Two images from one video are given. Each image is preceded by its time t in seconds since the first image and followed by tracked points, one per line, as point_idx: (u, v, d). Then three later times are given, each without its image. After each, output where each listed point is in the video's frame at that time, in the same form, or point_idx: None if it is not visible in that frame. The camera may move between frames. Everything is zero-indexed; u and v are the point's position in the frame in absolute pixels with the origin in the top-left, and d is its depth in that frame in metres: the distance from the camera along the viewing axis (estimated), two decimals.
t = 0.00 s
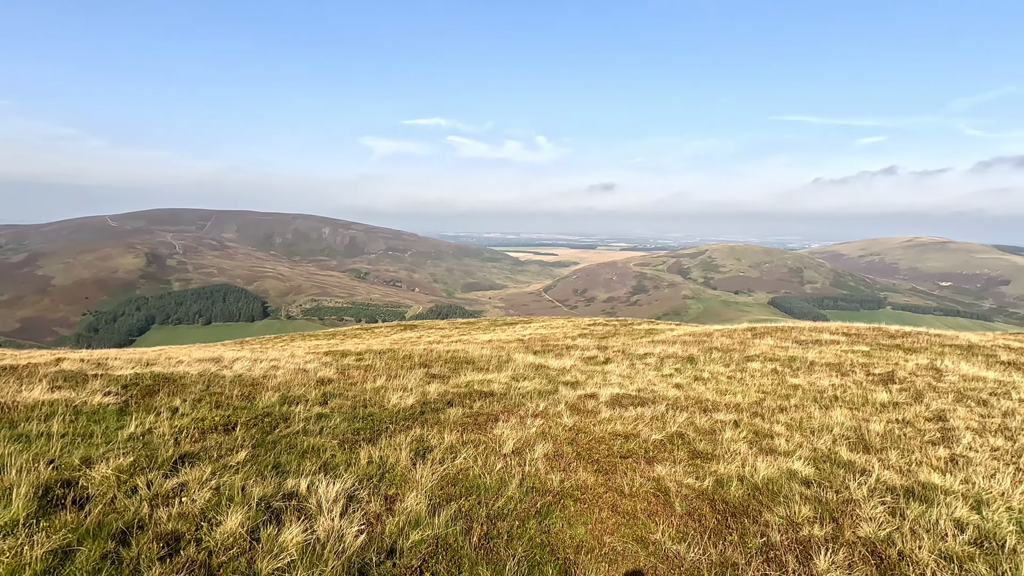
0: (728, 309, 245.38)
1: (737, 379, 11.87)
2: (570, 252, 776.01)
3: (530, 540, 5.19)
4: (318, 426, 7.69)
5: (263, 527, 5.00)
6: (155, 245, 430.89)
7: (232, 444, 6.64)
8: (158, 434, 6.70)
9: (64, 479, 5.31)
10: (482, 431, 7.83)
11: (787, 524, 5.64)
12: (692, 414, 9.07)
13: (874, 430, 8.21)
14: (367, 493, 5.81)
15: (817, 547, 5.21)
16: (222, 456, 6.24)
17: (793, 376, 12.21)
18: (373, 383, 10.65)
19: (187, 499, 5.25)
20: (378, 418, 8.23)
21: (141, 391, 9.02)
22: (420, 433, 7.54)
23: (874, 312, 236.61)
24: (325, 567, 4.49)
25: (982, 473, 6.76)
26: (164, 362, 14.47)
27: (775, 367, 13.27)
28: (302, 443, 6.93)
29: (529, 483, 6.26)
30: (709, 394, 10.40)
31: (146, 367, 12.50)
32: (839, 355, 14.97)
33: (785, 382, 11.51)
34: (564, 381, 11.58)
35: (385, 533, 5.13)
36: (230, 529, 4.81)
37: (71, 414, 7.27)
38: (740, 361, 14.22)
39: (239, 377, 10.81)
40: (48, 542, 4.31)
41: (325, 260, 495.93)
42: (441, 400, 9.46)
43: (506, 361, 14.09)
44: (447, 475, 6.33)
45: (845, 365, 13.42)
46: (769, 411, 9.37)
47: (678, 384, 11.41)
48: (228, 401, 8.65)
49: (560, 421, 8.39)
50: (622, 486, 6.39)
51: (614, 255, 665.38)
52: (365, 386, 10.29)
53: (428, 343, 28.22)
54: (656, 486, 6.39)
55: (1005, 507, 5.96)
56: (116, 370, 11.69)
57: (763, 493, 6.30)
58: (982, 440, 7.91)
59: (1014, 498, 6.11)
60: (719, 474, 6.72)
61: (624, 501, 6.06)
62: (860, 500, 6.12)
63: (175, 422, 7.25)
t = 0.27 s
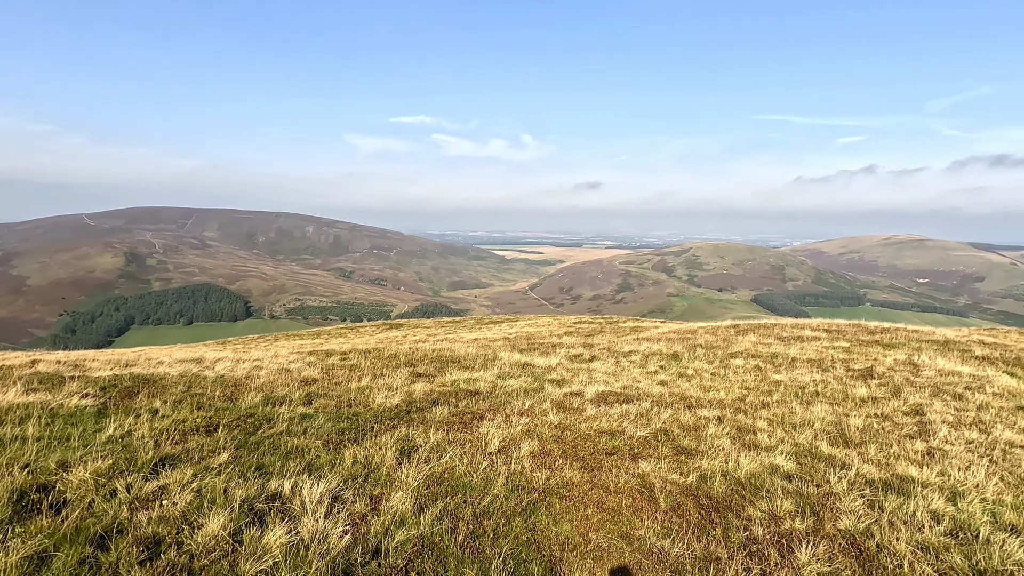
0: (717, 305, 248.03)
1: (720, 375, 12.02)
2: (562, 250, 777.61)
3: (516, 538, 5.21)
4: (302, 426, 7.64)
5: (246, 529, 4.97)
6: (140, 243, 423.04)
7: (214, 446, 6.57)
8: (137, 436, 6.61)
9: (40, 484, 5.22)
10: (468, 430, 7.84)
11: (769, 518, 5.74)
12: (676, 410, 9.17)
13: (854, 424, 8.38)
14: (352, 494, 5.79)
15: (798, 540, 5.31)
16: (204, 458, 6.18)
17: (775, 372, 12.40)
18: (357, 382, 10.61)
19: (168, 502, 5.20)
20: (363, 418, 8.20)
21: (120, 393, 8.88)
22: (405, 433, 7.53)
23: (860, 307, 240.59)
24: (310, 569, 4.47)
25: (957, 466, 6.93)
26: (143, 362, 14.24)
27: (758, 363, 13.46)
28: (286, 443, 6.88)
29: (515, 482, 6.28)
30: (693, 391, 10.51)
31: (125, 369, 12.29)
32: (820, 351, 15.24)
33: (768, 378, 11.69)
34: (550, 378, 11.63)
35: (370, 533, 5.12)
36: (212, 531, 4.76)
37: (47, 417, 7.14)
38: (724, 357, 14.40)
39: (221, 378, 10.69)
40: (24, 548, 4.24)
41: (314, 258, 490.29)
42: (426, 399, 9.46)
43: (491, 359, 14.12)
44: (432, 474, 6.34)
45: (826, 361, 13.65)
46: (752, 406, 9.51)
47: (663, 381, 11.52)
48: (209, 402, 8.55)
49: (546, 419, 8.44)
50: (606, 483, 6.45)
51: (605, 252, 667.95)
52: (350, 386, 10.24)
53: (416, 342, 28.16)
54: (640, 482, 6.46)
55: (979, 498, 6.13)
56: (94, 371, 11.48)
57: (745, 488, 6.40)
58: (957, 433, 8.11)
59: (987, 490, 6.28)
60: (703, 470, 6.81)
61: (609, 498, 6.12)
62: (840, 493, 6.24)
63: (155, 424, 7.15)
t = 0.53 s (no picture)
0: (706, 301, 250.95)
1: (701, 371, 12.19)
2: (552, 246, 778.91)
3: (499, 535, 5.25)
4: (283, 426, 7.59)
5: (226, 531, 4.93)
6: (121, 241, 413.62)
7: (193, 447, 6.50)
8: (112, 439, 6.50)
9: (11, 489, 5.11)
10: (452, 428, 7.86)
11: (749, 511, 5.84)
12: (658, 406, 9.29)
13: (831, 418, 8.56)
14: (334, 493, 5.78)
15: (776, 532, 5.42)
16: (183, 460, 6.11)
17: (755, 367, 12.61)
18: (340, 381, 10.56)
19: (145, 504, 5.13)
20: (346, 417, 8.17)
21: (95, 394, 8.72)
22: (388, 432, 7.52)
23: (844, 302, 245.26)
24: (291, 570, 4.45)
25: (930, 457, 7.13)
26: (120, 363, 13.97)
27: (739, 359, 13.67)
28: (266, 443, 6.84)
29: (498, 479, 6.32)
30: (675, 386, 10.65)
31: (100, 370, 12.04)
32: (799, 346, 15.52)
33: (748, 373, 11.89)
34: (534, 375, 11.69)
35: (353, 532, 5.11)
36: (191, 534, 4.71)
37: (18, 420, 6.99)
38: (705, 353, 14.61)
39: (200, 378, 10.55)
40: None
41: (302, 255, 484.78)
42: (410, 397, 9.46)
43: (476, 357, 14.14)
44: (415, 473, 6.35)
45: (804, 356, 13.92)
46: (732, 401, 9.67)
47: (645, 377, 11.65)
48: (188, 402, 8.45)
49: (530, 416, 8.49)
50: (589, 478, 6.52)
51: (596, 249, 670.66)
52: (332, 385, 10.18)
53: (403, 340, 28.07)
54: (623, 478, 6.54)
55: (951, 489, 6.32)
56: (67, 373, 11.24)
57: (726, 482, 6.51)
58: (930, 425, 8.34)
59: (958, 480, 6.48)
60: (684, 464, 6.92)
61: (592, 493, 6.19)
62: (818, 485, 6.38)
63: (132, 425, 7.04)
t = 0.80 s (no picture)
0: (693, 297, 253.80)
1: (682, 366, 12.36)
2: (542, 244, 779.75)
3: (481, 532, 5.27)
4: (263, 426, 7.53)
5: (204, 532, 4.88)
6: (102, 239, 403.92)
7: (170, 448, 6.42)
8: (85, 441, 6.38)
9: None
10: (434, 425, 7.87)
11: (728, 503, 5.96)
12: (640, 401, 9.40)
13: (809, 411, 8.76)
14: (316, 493, 5.76)
15: (754, 524, 5.53)
16: (160, 462, 6.03)
17: (735, 362, 12.83)
18: (321, 380, 10.50)
19: (120, 507, 5.05)
20: (327, 416, 8.13)
21: (67, 396, 8.54)
22: (371, 430, 7.51)
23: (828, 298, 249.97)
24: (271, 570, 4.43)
25: (903, 447, 7.33)
26: (94, 364, 13.67)
27: (719, 354, 13.89)
28: (246, 443, 6.78)
29: (481, 476, 6.35)
30: (657, 381, 10.78)
31: (72, 371, 11.78)
32: (777, 341, 15.84)
33: (728, 368, 12.09)
34: (517, 372, 11.75)
35: (334, 531, 5.10)
36: (168, 536, 4.66)
37: None
38: (687, 349, 14.81)
39: (178, 378, 10.40)
40: None
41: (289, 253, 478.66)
42: (392, 395, 9.45)
43: (459, 354, 14.16)
44: (397, 471, 6.34)
45: (783, 351, 14.20)
46: (713, 396, 9.82)
47: (627, 373, 11.78)
48: (165, 403, 8.33)
49: (513, 413, 8.53)
50: (572, 474, 6.58)
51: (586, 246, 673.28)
52: (313, 384, 10.12)
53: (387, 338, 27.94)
54: (605, 472, 6.61)
55: (923, 478, 6.51)
56: (38, 375, 10.97)
57: (706, 475, 6.62)
58: (904, 416, 8.58)
59: (930, 470, 6.68)
60: (665, 458, 7.02)
61: (574, 488, 6.25)
62: (796, 477, 6.52)
63: (106, 427, 6.92)
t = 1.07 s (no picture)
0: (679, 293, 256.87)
1: (661, 361, 12.54)
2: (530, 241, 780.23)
3: (462, 529, 5.30)
4: (239, 426, 7.44)
5: (178, 536, 4.82)
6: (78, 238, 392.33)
7: (142, 451, 6.30)
8: (52, 445, 6.23)
9: None
10: (415, 423, 7.86)
11: (706, 495, 6.07)
12: (620, 396, 9.51)
13: (785, 404, 8.96)
14: (294, 493, 5.72)
15: (731, 515, 5.65)
16: (132, 464, 5.92)
17: (713, 356, 13.06)
18: (299, 379, 10.41)
19: (90, 512, 4.95)
20: (305, 415, 8.07)
21: (33, 399, 8.31)
22: (350, 428, 7.48)
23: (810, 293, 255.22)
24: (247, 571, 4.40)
25: (874, 438, 7.56)
26: (62, 365, 13.30)
27: (698, 349, 14.11)
28: (222, 444, 6.69)
29: (462, 473, 6.37)
30: (637, 377, 10.92)
31: (38, 374, 11.43)
32: (754, 336, 16.15)
33: (706, 363, 12.30)
34: (498, 369, 11.78)
35: (313, 531, 5.08)
36: (141, 539, 4.58)
37: None
38: (665, 344, 15.01)
39: (150, 379, 10.20)
40: None
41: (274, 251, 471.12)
42: (371, 393, 9.41)
43: (439, 352, 14.14)
44: (377, 469, 6.33)
45: (759, 345, 14.48)
46: (691, 390, 9.99)
47: (607, 368, 11.90)
48: (137, 404, 8.17)
49: (494, 409, 8.57)
50: (552, 469, 6.64)
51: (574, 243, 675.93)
52: (291, 383, 10.02)
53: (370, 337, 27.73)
54: (585, 467, 6.68)
55: (893, 467, 6.72)
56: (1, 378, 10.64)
57: (685, 468, 6.73)
58: (876, 408, 8.84)
59: (900, 459, 6.90)
60: (645, 452, 7.12)
61: (555, 483, 6.31)
62: (771, 468, 6.68)
63: (74, 430, 6.77)
